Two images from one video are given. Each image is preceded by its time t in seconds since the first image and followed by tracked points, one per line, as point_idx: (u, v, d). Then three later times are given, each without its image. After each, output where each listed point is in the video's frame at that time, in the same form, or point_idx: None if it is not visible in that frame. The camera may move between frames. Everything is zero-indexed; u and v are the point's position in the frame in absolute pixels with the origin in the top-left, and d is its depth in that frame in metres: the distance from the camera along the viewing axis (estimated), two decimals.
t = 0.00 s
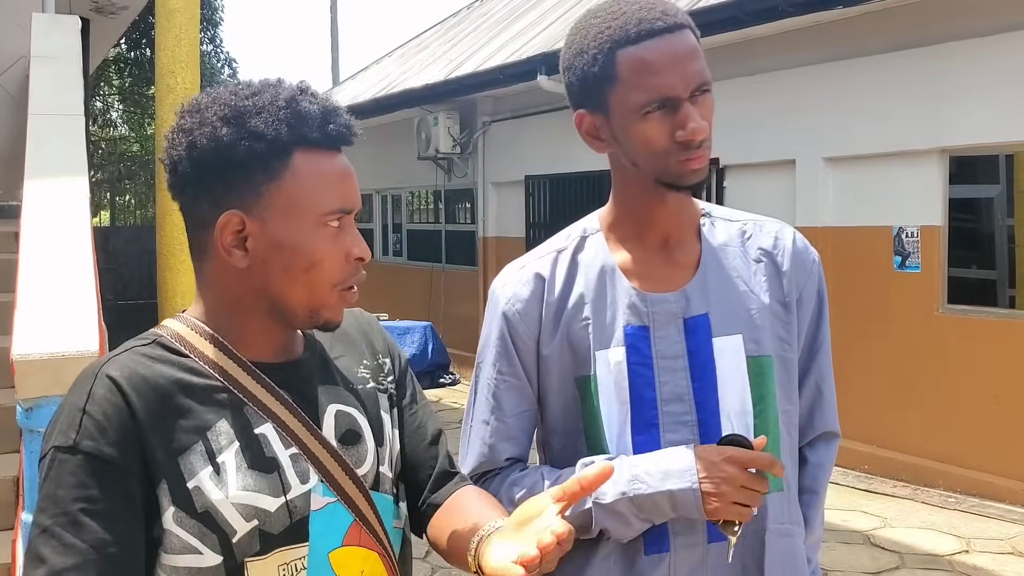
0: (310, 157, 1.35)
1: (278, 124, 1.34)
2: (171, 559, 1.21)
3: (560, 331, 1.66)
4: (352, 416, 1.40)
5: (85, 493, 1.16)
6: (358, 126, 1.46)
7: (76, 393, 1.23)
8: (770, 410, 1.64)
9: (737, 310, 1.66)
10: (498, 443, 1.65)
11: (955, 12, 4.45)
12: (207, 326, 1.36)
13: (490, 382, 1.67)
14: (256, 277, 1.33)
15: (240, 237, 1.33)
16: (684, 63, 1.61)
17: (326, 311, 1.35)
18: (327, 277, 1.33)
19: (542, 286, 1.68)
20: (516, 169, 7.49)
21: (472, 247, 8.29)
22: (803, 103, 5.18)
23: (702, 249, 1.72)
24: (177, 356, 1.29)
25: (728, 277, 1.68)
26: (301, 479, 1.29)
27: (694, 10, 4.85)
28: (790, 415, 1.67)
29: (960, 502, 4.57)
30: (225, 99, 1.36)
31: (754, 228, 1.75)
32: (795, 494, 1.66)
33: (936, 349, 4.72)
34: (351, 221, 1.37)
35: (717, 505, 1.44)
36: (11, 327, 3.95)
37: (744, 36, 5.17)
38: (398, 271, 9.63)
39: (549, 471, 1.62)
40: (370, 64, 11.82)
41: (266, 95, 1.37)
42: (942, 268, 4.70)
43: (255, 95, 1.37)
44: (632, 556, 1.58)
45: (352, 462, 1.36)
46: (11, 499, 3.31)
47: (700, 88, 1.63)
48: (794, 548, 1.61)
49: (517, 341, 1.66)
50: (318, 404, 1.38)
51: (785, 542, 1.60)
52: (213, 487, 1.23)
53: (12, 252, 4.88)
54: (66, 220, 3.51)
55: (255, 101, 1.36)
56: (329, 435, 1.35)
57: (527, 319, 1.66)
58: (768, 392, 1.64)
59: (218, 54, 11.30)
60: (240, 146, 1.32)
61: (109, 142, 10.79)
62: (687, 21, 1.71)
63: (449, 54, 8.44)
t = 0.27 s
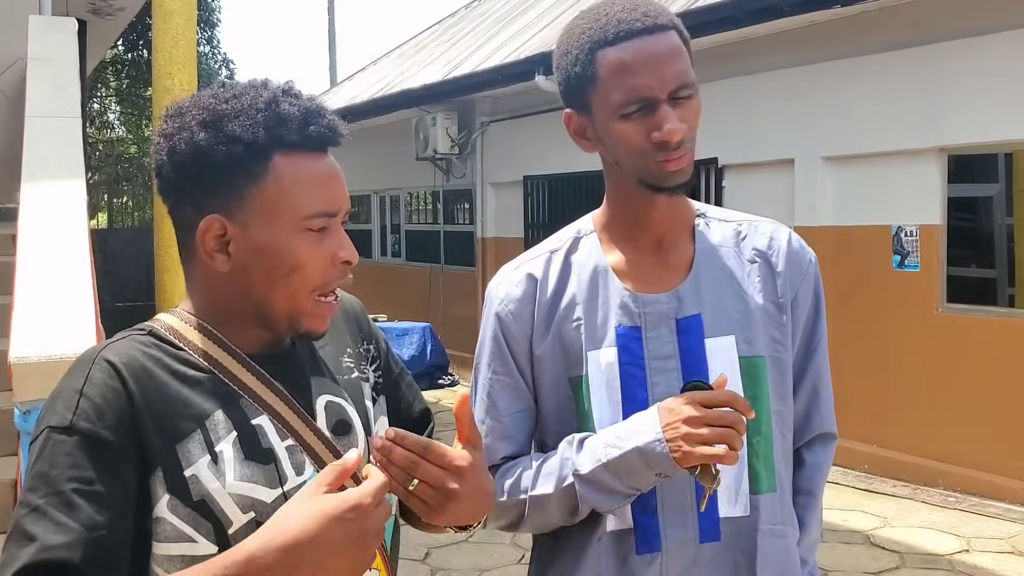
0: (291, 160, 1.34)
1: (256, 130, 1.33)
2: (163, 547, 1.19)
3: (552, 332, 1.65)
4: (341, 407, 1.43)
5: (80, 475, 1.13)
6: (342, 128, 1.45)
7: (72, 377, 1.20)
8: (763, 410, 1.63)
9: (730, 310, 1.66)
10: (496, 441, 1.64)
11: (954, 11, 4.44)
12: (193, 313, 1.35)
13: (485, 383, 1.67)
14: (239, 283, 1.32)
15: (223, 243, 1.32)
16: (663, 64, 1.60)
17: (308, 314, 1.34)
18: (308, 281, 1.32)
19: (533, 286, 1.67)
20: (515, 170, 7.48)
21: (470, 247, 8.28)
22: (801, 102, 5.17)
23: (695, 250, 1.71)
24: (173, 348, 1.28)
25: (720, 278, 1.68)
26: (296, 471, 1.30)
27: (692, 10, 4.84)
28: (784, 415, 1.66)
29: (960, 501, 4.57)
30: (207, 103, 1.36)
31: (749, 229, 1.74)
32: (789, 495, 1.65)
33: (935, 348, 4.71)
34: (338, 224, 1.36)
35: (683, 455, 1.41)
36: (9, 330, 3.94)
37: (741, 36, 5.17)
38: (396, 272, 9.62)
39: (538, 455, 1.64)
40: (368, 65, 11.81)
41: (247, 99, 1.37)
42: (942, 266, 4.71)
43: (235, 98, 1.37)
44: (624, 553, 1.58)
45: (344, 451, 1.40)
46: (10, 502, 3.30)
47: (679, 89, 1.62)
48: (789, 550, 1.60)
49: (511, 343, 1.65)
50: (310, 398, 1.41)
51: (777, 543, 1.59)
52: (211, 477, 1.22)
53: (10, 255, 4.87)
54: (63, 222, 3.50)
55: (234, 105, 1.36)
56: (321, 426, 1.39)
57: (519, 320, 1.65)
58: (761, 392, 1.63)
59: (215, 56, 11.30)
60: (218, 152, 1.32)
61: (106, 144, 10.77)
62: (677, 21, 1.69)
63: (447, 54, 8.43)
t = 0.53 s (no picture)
0: (289, 164, 1.34)
1: (252, 134, 1.33)
2: (170, 537, 1.20)
3: (546, 332, 1.65)
4: (337, 401, 1.45)
5: (106, 461, 1.14)
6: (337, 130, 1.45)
7: (86, 366, 1.21)
8: (757, 410, 1.64)
9: (723, 312, 1.66)
10: (491, 440, 1.63)
11: (954, 11, 4.44)
12: (191, 306, 1.36)
13: (479, 381, 1.66)
14: (237, 289, 1.33)
15: (220, 247, 1.32)
16: (628, 86, 1.60)
17: (308, 313, 1.35)
18: (306, 283, 1.32)
19: (528, 288, 1.68)
20: (513, 171, 7.48)
21: (469, 248, 8.28)
22: (800, 103, 5.17)
23: (689, 252, 1.71)
24: (177, 341, 1.28)
25: (713, 279, 1.69)
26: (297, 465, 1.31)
27: (691, 11, 4.84)
28: (777, 417, 1.67)
29: (959, 502, 4.56)
30: (203, 109, 1.36)
31: (744, 232, 1.75)
32: (782, 497, 1.65)
33: (934, 348, 4.72)
34: (335, 226, 1.36)
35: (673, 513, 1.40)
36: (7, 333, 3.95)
37: (740, 36, 5.17)
38: (396, 273, 9.62)
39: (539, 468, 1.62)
40: (367, 66, 11.82)
41: (242, 104, 1.37)
42: (941, 267, 4.69)
43: (231, 102, 1.37)
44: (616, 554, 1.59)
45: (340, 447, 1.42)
46: (9, 505, 3.30)
47: (644, 111, 1.62)
48: (781, 551, 1.60)
49: (505, 343, 1.65)
50: (307, 394, 1.42)
51: (770, 545, 1.59)
52: (217, 468, 1.23)
53: (9, 257, 4.88)
54: (62, 224, 3.51)
55: (230, 109, 1.36)
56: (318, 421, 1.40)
57: (513, 321, 1.65)
58: (755, 393, 1.64)
59: (215, 58, 11.32)
60: (215, 158, 1.32)
61: (106, 146, 10.79)
62: (663, 32, 1.67)
63: (445, 56, 8.44)
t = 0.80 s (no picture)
0: (299, 166, 1.34)
1: (266, 136, 1.33)
2: (172, 544, 1.21)
3: (546, 336, 1.65)
4: (338, 407, 1.44)
5: (103, 475, 1.15)
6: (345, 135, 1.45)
7: (85, 375, 1.20)
8: (758, 414, 1.63)
9: (725, 315, 1.66)
10: (477, 437, 1.64)
11: (954, 14, 4.44)
12: (194, 310, 1.35)
13: (475, 381, 1.65)
14: (248, 290, 1.33)
15: (232, 248, 1.32)
16: (581, 106, 1.60)
17: (315, 314, 1.35)
18: (317, 283, 1.33)
19: (528, 292, 1.67)
20: (513, 173, 7.48)
21: (469, 250, 8.28)
22: (800, 105, 5.17)
23: (691, 255, 1.71)
24: (178, 347, 1.28)
25: (715, 282, 1.68)
26: (298, 470, 1.31)
27: (691, 14, 4.85)
28: (780, 419, 1.66)
29: (959, 505, 4.56)
30: (215, 110, 1.36)
31: (744, 235, 1.75)
32: (783, 499, 1.66)
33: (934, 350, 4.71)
34: (343, 227, 1.36)
35: (664, 557, 1.44)
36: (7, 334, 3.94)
37: (740, 39, 5.17)
38: (395, 275, 9.62)
39: (527, 476, 1.62)
40: (367, 68, 11.82)
41: (254, 107, 1.37)
42: (940, 271, 4.70)
43: (244, 105, 1.37)
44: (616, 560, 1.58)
45: (341, 451, 1.41)
46: (8, 507, 3.29)
47: (596, 133, 1.60)
48: (782, 552, 1.60)
49: (504, 346, 1.65)
50: (308, 399, 1.42)
51: (769, 546, 1.60)
52: (218, 475, 1.23)
53: (10, 258, 4.87)
54: (63, 225, 3.51)
55: (243, 112, 1.35)
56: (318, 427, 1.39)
57: (514, 323, 1.65)
58: (756, 397, 1.63)
59: (215, 59, 11.33)
60: (229, 159, 1.32)
61: (106, 148, 10.80)
62: (640, 56, 1.62)
63: (445, 58, 8.45)
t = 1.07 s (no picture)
0: (306, 169, 1.36)
1: (275, 139, 1.34)
2: (177, 543, 1.22)
3: (547, 336, 1.66)
4: (343, 408, 1.45)
5: (109, 476, 1.16)
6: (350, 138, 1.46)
7: (92, 376, 1.22)
8: (758, 415, 1.64)
9: (725, 316, 1.67)
10: (487, 441, 1.65)
11: (954, 15, 4.44)
12: (202, 310, 1.36)
13: (481, 383, 1.66)
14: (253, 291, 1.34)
15: (239, 248, 1.33)
16: (579, 110, 1.61)
17: (319, 316, 1.36)
18: (321, 285, 1.34)
19: (530, 292, 1.68)
20: (514, 174, 7.49)
21: (470, 252, 8.29)
22: (801, 107, 5.18)
23: (691, 257, 1.72)
24: (185, 348, 1.29)
25: (716, 283, 1.69)
26: (302, 471, 1.31)
27: (691, 16, 4.85)
28: (780, 420, 1.67)
29: (960, 506, 4.56)
30: (224, 112, 1.37)
31: (746, 236, 1.75)
32: (783, 500, 1.66)
33: (935, 351, 4.71)
34: (348, 230, 1.38)
35: (676, 534, 1.43)
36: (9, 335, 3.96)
37: (740, 41, 5.18)
38: (397, 276, 9.63)
39: (536, 476, 1.63)
40: (368, 71, 11.84)
41: (262, 109, 1.38)
42: (941, 274, 4.70)
43: (252, 107, 1.38)
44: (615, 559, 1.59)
45: (345, 453, 1.42)
46: (11, 508, 3.31)
47: (592, 137, 1.61)
48: (780, 554, 1.61)
49: (506, 346, 1.66)
50: (313, 398, 1.42)
51: (768, 548, 1.60)
52: (223, 476, 1.24)
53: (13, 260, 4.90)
54: (66, 227, 3.53)
55: (252, 114, 1.36)
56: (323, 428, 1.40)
57: (516, 324, 1.66)
58: (756, 399, 1.64)
59: (217, 61, 11.36)
60: (239, 161, 1.33)
61: (109, 149, 10.84)
62: (641, 62, 1.62)
63: (446, 60, 8.46)
